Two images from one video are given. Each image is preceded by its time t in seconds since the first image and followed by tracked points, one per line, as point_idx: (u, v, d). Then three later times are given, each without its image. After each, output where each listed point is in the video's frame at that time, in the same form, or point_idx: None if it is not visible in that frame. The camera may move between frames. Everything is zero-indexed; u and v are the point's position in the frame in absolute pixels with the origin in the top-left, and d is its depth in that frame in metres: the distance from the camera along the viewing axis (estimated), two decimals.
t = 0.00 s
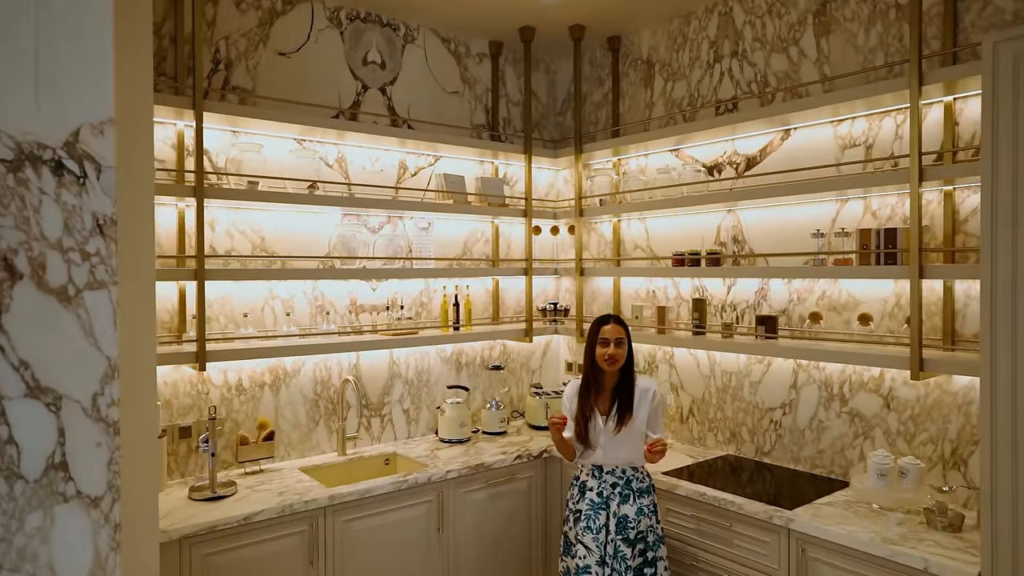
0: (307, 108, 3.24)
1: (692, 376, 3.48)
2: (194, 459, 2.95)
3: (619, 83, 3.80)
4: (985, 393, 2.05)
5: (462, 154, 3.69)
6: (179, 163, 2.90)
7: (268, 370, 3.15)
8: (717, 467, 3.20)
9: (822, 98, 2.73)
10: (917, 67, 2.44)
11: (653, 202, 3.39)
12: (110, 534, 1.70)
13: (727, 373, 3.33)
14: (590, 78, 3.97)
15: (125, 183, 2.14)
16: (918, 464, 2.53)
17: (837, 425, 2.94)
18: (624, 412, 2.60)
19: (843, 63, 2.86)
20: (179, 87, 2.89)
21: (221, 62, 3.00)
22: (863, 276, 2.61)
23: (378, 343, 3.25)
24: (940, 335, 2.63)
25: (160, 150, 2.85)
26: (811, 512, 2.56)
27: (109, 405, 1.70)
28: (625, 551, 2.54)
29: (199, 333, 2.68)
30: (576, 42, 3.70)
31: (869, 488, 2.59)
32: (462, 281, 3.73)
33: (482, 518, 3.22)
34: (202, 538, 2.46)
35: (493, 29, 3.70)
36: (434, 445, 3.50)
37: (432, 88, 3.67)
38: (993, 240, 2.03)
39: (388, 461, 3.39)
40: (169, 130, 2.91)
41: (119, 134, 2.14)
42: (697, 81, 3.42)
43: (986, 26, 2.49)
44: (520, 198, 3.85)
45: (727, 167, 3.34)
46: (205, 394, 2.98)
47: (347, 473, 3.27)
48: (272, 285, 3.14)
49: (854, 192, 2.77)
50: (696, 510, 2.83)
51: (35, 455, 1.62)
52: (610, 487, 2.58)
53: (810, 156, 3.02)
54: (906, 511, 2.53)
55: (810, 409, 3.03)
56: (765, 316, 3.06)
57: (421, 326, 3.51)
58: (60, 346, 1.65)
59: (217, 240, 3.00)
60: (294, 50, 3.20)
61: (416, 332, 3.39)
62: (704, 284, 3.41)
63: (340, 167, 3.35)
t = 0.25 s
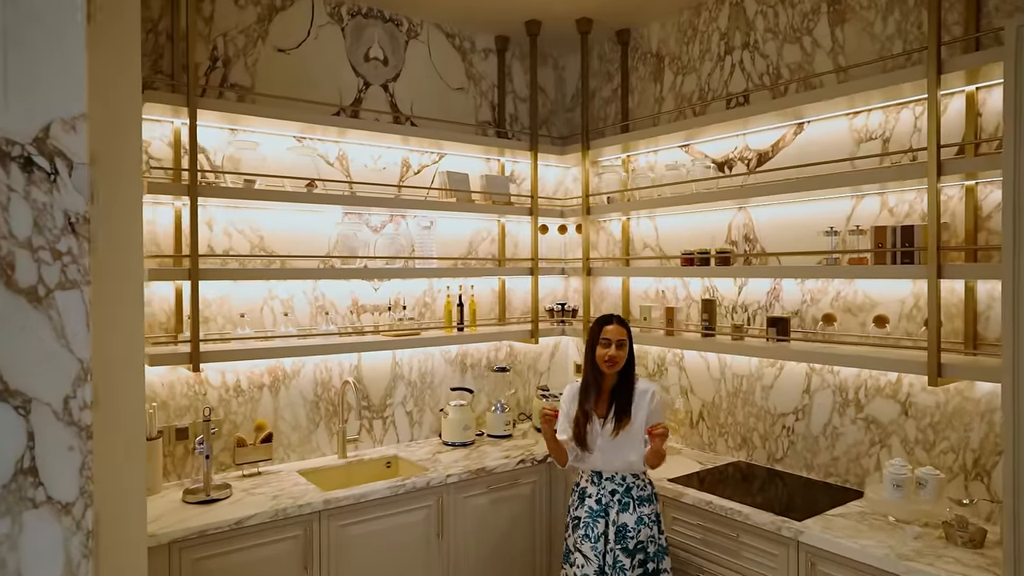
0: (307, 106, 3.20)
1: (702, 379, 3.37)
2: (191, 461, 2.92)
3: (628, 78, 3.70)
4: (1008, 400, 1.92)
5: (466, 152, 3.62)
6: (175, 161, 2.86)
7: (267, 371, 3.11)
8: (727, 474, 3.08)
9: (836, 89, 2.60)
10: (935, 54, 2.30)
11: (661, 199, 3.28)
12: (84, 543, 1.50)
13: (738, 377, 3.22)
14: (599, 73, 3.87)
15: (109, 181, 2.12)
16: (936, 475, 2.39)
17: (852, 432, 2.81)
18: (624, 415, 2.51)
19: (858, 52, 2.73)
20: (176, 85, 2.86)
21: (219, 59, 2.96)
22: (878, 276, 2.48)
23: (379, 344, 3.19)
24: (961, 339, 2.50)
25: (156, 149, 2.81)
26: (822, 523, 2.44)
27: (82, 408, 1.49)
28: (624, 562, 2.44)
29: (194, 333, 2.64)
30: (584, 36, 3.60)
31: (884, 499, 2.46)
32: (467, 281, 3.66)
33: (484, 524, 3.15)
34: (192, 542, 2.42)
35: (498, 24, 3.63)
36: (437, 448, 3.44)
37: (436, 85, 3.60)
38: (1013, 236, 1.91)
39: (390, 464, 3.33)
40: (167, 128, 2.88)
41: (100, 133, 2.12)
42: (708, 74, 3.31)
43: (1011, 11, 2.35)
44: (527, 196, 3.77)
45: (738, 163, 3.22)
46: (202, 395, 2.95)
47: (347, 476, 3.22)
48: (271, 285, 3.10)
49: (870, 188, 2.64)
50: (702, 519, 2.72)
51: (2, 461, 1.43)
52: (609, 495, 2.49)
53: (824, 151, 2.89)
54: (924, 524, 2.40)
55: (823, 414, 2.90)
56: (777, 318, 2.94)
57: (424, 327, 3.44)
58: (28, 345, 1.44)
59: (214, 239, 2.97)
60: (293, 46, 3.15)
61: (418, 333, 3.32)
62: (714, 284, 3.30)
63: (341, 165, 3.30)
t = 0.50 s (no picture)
0: (305, 103, 3.15)
1: (709, 382, 3.27)
2: (186, 462, 2.89)
3: (634, 72, 3.60)
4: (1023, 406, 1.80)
5: (469, 149, 3.55)
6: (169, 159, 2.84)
7: (263, 371, 3.07)
8: (734, 480, 2.98)
9: (845, 80, 2.49)
10: (949, 40, 2.18)
11: (667, 196, 3.18)
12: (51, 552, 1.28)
13: (746, 380, 3.11)
14: (606, 68, 3.78)
15: (90, 178, 2.15)
16: (951, 485, 2.27)
17: (864, 439, 2.69)
18: (615, 416, 2.44)
19: (870, 41, 2.60)
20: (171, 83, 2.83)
21: (214, 56, 2.93)
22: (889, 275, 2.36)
23: (378, 344, 3.15)
24: (979, 341, 2.37)
25: (150, 147, 2.78)
26: (829, 534, 2.33)
27: (49, 411, 1.28)
28: (620, 571, 2.36)
29: (185, 333, 2.61)
30: (588, 30, 3.51)
31: (895, 510, 2.35)
32: (470, 280, 3.60)
33: (483, 529, 3.08)
34: (180, 545, 2.38)
35: (501, 18, 3.56)
36: (437, 451, 3.38)
37: (438, 81, 3.54)
38: None
39: (388, 467, 3.27)
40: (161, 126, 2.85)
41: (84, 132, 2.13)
42: (715, 67, 3.20)
43: None
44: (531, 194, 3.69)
45: (746, 159, 3.11)
46: (197, 396, 2.92)
47: (345, 479, 3.17)
48: (267, 285, 3.07)
49: (882, 183, 2.52)
50: (705, 528, 2.62)
51: None
52: (605, 501, 2.41)
53: (835, 144, 2.77)
54: (938, 537, 2.27)
55: (834, 420, 2.79)
56: (785, 319, 2.83)
57: (424, 328, 3.39)
58: None
59: (209, 238, 2.93)
60: (291, 43, 3.11)
61: (417, 333, 3.27)
62: (722, 284, 3.20)
63: (340, 162, 3.26)
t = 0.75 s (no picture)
0: (304, 101, 3.12)
1: (717, 386, 3.16)
2: (182, 464, 2.87)
3: (642, 67, 3.51)
4: None
5: (472, 147, 3.49)
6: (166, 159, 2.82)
7: (261, 373, 3.04)
8: (741, 488, 2.87)
9: (855, 71, 2.37)
10: (964, 26, 2.06)
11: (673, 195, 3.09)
12: (20, 554, 1.40)
13: (755, 385, 3.00)
14: (613, 64, 3.69)
15: (79, 178, 2.12)
16: (967, 498, 2.16)
17: (877, 447, 2.57)
18: (610, 421, 2.39)
19: (883, 30, 2.48)
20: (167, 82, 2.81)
21: (211, 55, 2.91)
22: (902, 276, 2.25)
23: (377, 346, 3.10)
24: (997, 346, 2.24)
25: (146, 146, 2.77)
26: (836, 548, 2.22)
27: (19, 413, 1.40)
28: None
29: (179, 335, 2.59)
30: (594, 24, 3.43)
31: (907, 523, 2.24)
32: (473, 281, 3.53)
33: (482, 535, 3.01)
34: (169, 548, 2.35)
35: (505, 14, 3.49)
36: (438, 454, 3.32)
37: (440, 78, 3.48)
38: None
39: (388, 470, 3.22)
40: (158, 126, 2.84)
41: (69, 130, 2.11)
42: (723, 60, 3.10)
43: None
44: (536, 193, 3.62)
45: (754, 155, 3.00)
46: (194, 397, 2.90)
47: (344, 482, 3.13)
48: (265, 285, 3.04)
49: (895, 179, 2.40)
50: (707, 538, 2.53)
51: None
52: (600, 509, 2.36)
53: (846, 139, 2.66)
54: (953, 553, 2.15)
55: (845, 427, 2.67)
56: (794, 321, 2.72)
57: (425, 329, 3.33)
58: None
59: (206, 238, 2.91)
60: (289, 41, 3.08)
61: (418, 335, 3.22)
62: (730, 284, 3.09)
63: (339, 162, 3.22)
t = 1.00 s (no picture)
0: (305, 100, 3.09)
1: (727, 390, 3.06)
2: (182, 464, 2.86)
3: (651, 61, 3.42)
4: None
5: (477, 145, 3.44)
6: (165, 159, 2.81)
7: (261, 373, 3.02)
8: (750, 496, 2.77)
9: (867, 59, 2.26)
10: (980, 9, 1.93)
11: (680, 192, 3.00)
12: None
13: (765, 389, 2.90)
14: (622, 58, 3.60)
15: (67, 180, 2.14)
16: (984, 512, 2.02)
17: (891, 455, 2.45)
18: (603, 429, 2.33)
19: (898, 16, 2.36)
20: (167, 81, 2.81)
21: (211, 54, 2.90)
22: (915, 275, 2.13)
23: (378, 347, 3.06)
24: (1019, 350, 2.11)
25: (145, 146, 2.76)
26: (844, 561, 2.11)
27: None
28: None
29: (174, 335, 2.57)
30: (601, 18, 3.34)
31: (921, 537, 2.12)
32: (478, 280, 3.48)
33: (483, 540, 2.95)
34: (160, 550, 2.33)
35: (510, 9, 3.42)
36: (441, 457, 3.27)
37: (445, 75, 3.43)
38: None
39: (390, 473, 3.18)
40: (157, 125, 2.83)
41: (56, 132, 2.12)
42: (733, 53, 2.99)
43: None
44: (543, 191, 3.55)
45: (765, 150, 2.90)
46: (193, 398, 2.89)
47: (345, 484, 3.10)
48: (265, 285, 3.01)
49: (910, 173, 2.28)
50: (711, 548, 2.44)
51: None
52: (596, 516, 2.30)
53: (859, 132, 2.54)
54: (969, 569, 2.03)
55: (858, 434, 2.56)
56: (804, 323, 2.62)
57: (427, 330, 3.28)
58: None
59: (206, 237, 2.90)
60: (290, 39, 3.05)
61: (420, 336, 3.17)
62: (740, 284, 2.99)
63: (341, 160, 3.18)
